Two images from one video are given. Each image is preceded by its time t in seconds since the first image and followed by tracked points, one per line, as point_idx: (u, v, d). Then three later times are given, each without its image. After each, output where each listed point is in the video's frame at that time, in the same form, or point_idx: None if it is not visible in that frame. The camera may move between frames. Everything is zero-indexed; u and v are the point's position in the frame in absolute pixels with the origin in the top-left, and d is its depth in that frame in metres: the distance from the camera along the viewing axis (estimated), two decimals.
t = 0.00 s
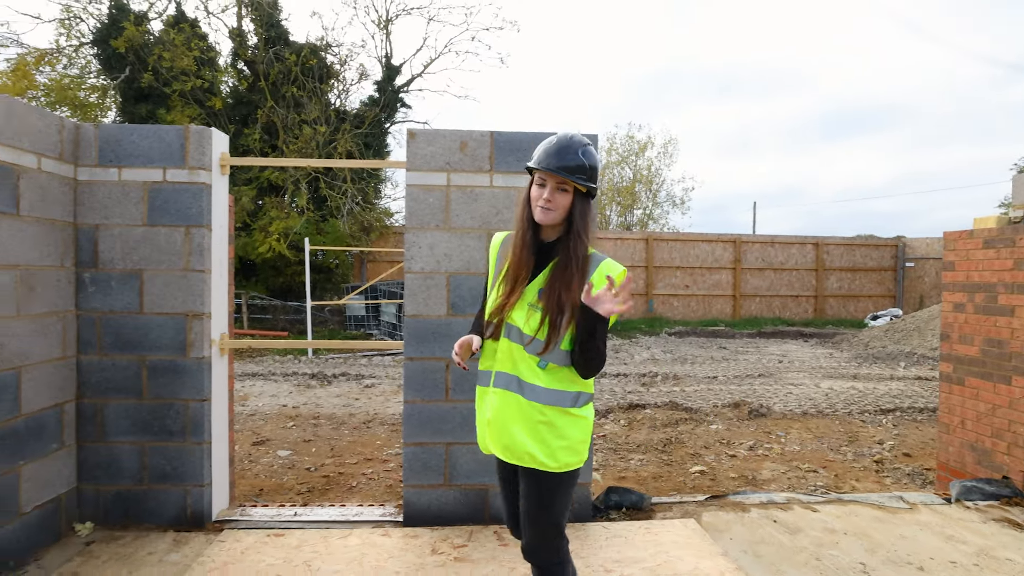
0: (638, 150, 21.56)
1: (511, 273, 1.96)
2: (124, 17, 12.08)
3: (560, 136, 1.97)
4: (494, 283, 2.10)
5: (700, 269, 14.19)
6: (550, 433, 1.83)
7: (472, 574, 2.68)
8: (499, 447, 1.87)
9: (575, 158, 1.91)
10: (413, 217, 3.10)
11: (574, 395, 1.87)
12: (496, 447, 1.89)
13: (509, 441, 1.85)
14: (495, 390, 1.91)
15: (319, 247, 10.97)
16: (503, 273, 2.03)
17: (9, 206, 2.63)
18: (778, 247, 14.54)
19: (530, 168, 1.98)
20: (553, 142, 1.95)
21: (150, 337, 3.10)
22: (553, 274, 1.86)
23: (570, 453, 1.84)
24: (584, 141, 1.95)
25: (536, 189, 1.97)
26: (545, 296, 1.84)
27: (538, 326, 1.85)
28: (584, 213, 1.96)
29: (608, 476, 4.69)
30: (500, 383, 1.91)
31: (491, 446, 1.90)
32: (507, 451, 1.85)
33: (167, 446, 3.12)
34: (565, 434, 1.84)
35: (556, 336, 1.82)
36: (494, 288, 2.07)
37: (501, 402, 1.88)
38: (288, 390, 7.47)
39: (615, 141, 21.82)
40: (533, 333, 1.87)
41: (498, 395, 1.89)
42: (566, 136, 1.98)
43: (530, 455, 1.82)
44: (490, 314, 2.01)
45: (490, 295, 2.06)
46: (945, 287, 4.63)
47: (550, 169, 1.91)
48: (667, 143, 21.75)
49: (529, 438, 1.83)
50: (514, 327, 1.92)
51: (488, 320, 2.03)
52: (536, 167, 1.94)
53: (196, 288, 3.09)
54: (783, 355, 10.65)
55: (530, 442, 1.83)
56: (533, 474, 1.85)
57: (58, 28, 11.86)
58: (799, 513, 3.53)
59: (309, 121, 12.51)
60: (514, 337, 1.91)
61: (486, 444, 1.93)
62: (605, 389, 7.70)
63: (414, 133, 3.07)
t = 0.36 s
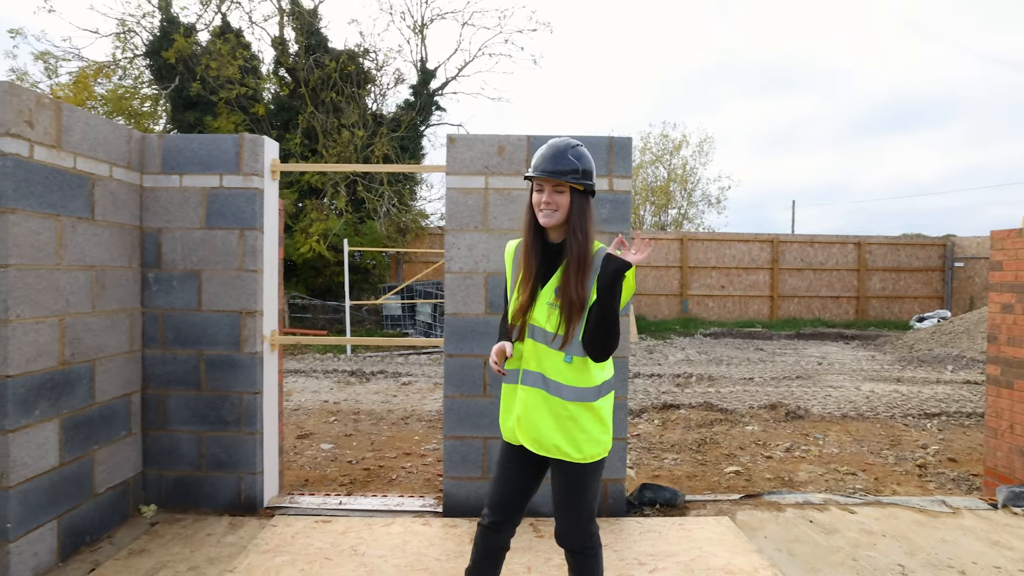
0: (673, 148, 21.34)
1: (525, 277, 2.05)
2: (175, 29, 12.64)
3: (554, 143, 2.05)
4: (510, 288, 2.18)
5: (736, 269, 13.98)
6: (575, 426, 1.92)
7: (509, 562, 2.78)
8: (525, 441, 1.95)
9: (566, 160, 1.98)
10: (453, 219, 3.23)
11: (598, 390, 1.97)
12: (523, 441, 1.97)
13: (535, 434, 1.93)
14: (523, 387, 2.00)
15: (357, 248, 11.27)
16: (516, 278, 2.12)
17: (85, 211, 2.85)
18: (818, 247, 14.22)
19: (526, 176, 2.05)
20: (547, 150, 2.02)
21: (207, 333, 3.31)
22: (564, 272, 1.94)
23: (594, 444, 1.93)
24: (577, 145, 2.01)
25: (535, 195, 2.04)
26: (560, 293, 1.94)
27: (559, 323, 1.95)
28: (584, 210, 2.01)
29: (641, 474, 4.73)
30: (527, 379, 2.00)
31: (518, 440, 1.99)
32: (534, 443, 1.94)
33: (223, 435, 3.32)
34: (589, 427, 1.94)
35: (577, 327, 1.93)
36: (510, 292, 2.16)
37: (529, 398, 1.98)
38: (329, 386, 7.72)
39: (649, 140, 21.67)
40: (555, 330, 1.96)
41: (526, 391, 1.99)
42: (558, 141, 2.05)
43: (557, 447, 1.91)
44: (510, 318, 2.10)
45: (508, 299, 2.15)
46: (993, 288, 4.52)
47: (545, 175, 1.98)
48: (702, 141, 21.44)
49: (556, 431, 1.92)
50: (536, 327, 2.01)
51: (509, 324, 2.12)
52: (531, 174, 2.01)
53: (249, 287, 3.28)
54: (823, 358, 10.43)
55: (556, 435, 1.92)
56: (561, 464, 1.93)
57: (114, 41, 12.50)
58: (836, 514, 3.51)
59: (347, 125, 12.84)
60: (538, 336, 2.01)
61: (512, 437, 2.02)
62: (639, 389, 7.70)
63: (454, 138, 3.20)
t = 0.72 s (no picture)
0: (709, 147, 21.05)
1: (530, 275, 2.10)
2: (221, 40, 13.10)
3: (552, 147, 2.13)
4: (506, 289, 2.20)
5: (774, 270, 13.71)
6: (586, 414, 2.01)
7: (550, 558, 2.84)
8: (538, 433, 2.02)
9: (572, 163, 2.10)
10: (494, 222, 3.31)
11: (603, 378, 2.08)
12: (534, 433, 2.03)
13: (547, 424, 2.00)
14: (531, 380, 2.05)
15: (394, 249, 11.49)
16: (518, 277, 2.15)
17: (151, 217, 3.04)
18: (860, 247, 13.84)
19: (532, 178, 2.12)
20: (548, 154, 2.11)
21: (260, 331, 3.47)
22: (573, 266, 2.04)
23: (603, 431, 2.03)
24: (573, 150, 2.11)
25: (540, 195, 2.12)
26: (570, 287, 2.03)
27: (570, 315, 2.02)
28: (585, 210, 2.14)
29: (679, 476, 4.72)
30: (535, 372, 2.06)
31: (529, 433, 2.04)
32: (546, 435, 2.00)
33: (275, 430, 3.47)
34: (598, 415, 2.03)
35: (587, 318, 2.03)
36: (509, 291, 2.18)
37: (538, 391, 2.03)
38: (368, 384, 7.91)
39: (684, 139, 21.42)
40: (565, 323, 2.04)
41: (535, 384, 2.04)
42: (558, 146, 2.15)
43: (569, 436, 1.99)
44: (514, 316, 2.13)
45: (507, 299, 2.18)
46: None
47: (554, 176, 2.07)
48: (738, 140, 21.06)
49: (567, 420, 2.00)
50: (545, 322, 2.06)
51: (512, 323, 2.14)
52: (538, 176, 2.09)
53: (299, 288, 3.43)
54: (866, 361, 10.15)
55: (568, 424, 2.00)
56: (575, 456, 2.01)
57: (164, 52, 13.05)
58: (881, 520, 3.46)
59: (385, 129, 13.10)
60: (547, 330, 2.05)
61: (521, 433, 2.07)
62: (675, 391, 7.66)
63: (496, 143, 3.29)
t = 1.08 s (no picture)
0: (743, 145, 20.68)
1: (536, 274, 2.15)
2: (260, 47, 13.49)
3: (550, 150, 2.19)
4: (508, 290, 2.25)
5: (813, 270, 13.39)
6: (602, 405, 2.07)
7: (590, 556, 2.87)
8: (557, 427, 2.05)
9: (573, 166, 2.16)
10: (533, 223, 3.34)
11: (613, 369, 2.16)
12: (552, 427, 2.06)
13: (566, 418, 2.04)
14: (547, 375, 2.10)
15: (427, 249, 11.65)
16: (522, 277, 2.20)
17: (205, 219, 3.18)
18: (904, 247, 13.40)
19: (535, 180, 2.18)
20: (548, 156, 2.17)
21: (306, 330, 3.58)
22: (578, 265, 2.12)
23: (618, 421, 2.10)
24: (572, 151, 2.16)
25: (543, 197, 2.18)
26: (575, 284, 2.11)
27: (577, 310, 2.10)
28: (584, 211, 2.23)
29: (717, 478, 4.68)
30: (549, 367, 2.10)
31: (549, 428, 2.08)
32: (566, 428, 2.04)
33: (320, 426, 3.58)
34: (612, 405, 2.10)
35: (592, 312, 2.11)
36: (512, 291, 2.24)
37: (555, 385, 2.08)
38: (404, 383, 8.04)
39: (717, 137, 21.08)
40: (574, 318, 2.11)
41: (551, 379, 2.09)
42: (557, 149, 2.21)
43: (588, 428, 2.04)
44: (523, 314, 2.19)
45: (512, 298, 2.23)
46: None
47: (558, 179, 2.13)
48: (773, 137, 20.61)
49: (585, 412, 2.06)
50: (553, 318, 2.11)
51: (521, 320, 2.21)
52: (543, 178, 2.15)
53: (343, 289, 3.53)
54: (910, 364, 9.82)
55: (586, 416, 2.05)
56: (593, 447, 2.06)
57: (208, 61, 13.51)
58: (930, 527, 3.37)
59: (419, 132, 13.30)
60: (557, 326, 2.11)
61: (540, 429, 2.10)
62: (710, 393, 7.57)
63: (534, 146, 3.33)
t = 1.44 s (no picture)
0: (768, 143, 20.38)
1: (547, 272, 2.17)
2: (286, 51, 13.71)
3: (561, 151, 2.21)
4: (519, 290, 2.27)
5: (840, 270, 13.14)
6: (617, 401, 2.09)
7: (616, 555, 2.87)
8: (573, 427, 2.07)
9: (582, 166, 2.19)
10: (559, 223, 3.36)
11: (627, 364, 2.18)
12: (568, 425, 2.07)
13: (581, 417, 2.06)
14: (562, 374, 2.11)
15: (449, 250, 11.73)
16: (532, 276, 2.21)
17: (238, 220, 3.26)
18: (935, 246, 13.08)
19: (545, 180, 2.20)
20: (559, 157, 2.19)
21: (334, 329, 3.65)
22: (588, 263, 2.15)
23: (632, 416, 2.12)
24: (582, 151, 2.19)
25: (553, 196, 2.20)
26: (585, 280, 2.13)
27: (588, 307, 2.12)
28: (592, 211, 2.25)
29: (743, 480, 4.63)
30: (564, 365, 2.11)
31: (565, 427, 2.09)
32: (581, 427, 2.06)
33: (348, 423, 3.64)
34: (627, 400, 2.11)
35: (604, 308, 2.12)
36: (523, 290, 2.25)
37: (570, 382, 2.09)
38: (427, 382, 8.12)
39: (741, 136, 20.81)
40: (585, 315, 2.12)
41: (566, 377, 2.10)
42: (567, 151, 2.23)
43: (604, 425, 2.06)
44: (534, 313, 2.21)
45: (524, 298, 2.25)
46: None
47: (568, 178, 2.15)
48: (798, 135, 20.27)
49: (600, 409, 2.07)
50: (565, 316, 2.13)
51: (533, 319, 2.23)
52: (553, 178, 2.17)
53: (371, 288, 3.59)
54: (942, 367, 9.59)
55: (601, 413, 2.07)
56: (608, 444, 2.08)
57: (236, 65, 13.79)
58: (965, 532, 3.30)
59: (441, 133, 13.40)
60: (569, 323, 2.13)
61: (557, 429, 2.11)
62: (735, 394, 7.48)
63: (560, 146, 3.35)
